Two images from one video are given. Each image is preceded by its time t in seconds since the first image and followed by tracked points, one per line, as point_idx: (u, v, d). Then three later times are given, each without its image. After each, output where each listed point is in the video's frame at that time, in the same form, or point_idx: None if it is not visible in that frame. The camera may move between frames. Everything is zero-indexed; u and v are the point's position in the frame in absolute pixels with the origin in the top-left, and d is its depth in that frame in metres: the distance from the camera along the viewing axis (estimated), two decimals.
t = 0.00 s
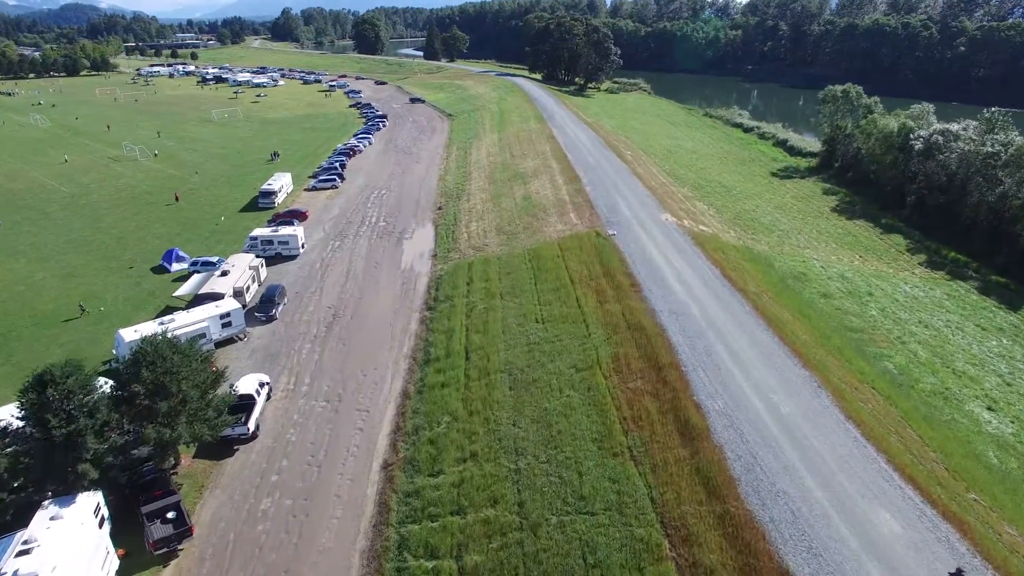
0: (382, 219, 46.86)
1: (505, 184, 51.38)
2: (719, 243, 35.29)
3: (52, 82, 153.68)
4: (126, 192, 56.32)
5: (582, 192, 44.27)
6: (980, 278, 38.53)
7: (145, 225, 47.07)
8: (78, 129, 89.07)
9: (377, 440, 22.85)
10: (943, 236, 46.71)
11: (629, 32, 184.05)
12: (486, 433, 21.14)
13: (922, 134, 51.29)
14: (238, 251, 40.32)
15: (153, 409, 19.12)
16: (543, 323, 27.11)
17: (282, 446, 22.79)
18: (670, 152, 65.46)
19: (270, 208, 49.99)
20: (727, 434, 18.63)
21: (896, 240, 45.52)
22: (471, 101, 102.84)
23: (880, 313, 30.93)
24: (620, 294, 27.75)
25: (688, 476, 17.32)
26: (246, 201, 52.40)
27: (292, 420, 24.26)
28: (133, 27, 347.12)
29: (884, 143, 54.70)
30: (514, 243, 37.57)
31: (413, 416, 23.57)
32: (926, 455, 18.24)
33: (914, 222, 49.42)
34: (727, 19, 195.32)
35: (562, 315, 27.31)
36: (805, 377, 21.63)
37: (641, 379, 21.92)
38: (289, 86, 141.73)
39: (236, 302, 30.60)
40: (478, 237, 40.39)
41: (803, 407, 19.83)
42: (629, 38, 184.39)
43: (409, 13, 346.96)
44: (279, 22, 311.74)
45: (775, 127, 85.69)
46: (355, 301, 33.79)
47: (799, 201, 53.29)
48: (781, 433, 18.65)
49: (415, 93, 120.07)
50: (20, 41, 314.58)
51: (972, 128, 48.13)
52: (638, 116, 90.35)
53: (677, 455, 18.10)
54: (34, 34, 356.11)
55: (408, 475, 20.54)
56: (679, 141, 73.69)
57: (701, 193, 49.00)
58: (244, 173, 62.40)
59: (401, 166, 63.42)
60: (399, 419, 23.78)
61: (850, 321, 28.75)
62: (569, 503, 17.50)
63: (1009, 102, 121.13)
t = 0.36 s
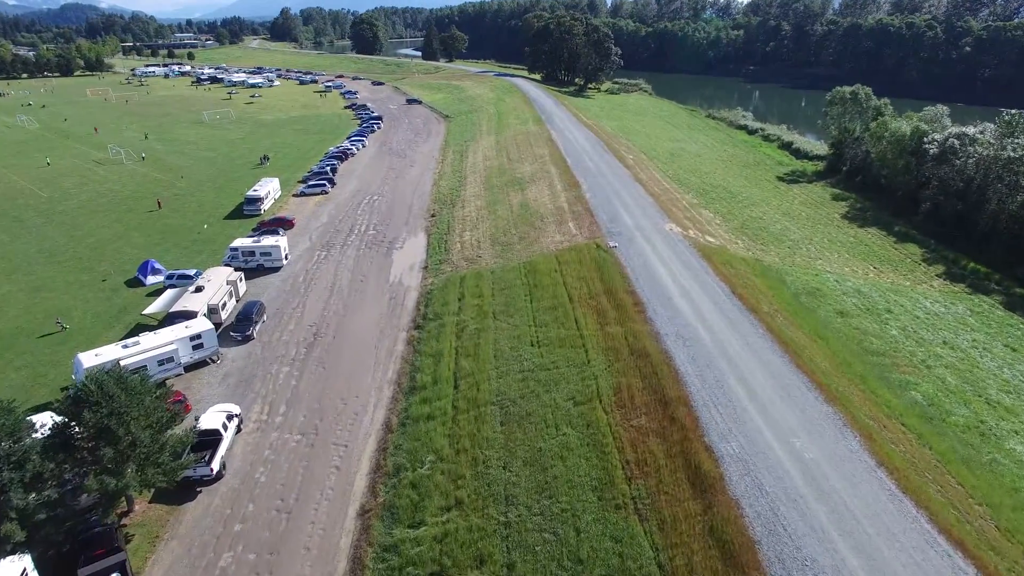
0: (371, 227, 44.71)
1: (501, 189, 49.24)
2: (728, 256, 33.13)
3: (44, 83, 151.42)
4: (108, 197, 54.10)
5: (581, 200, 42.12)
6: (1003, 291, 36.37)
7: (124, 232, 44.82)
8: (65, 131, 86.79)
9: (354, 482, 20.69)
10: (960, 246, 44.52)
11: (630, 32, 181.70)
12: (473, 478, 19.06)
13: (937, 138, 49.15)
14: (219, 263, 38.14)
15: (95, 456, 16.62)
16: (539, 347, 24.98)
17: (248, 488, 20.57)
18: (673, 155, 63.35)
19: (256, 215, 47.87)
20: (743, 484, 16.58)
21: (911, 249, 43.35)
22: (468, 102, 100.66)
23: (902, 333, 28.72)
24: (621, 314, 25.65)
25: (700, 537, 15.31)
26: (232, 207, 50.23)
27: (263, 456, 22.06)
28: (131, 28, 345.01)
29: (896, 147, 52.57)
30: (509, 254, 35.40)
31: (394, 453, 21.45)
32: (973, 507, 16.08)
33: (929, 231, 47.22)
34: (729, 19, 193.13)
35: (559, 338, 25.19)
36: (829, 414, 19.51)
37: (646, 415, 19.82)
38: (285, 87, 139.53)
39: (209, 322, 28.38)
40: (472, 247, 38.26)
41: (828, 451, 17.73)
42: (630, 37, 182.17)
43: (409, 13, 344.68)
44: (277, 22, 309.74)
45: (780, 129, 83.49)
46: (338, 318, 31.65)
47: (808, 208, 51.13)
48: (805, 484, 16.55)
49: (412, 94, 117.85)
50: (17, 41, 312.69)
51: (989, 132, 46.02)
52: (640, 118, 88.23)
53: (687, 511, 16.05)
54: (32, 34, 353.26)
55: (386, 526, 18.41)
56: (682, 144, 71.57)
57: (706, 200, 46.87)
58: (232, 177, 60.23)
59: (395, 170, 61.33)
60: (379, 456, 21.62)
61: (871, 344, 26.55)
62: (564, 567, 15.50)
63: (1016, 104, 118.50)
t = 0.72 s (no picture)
0: (360, 237, 42.57)
1: (497, 196, 47.13)
2: (736, 270, 30.99)
3: (36, 83, 149.24)
4: (88, 203, 51.93)
5: (580, 209, 39.99)
6: None
7: (100, 241, 42.67)
8: (52, 133, 84.64)
9: (327, 533, 18.56)
10: (979, 257, 42.35)
11: (630, 32, 179.57)
12: (458, 533, 16.98)
13: (952, 142, 47.03)
14: (196, 276, 36.00)
15: (20, 517, 14.27)
16: (533, 376, 22.87)
17: (208, 540, 18.42)
18: (675, 159, 61.24)
19: (240, 223, 45.73)
20: (763, 551, 14.53)
21: (927, 260, 41.19)
22: (466, 103, 98.61)
23: (926, 356, 26.55)
24: (623, 340, 23.52)
25: None
26: (216, 215, 48.08)
27: (227, 501, 19.91)
28: (129, 28, 342.88)
29: (908, 151, 50.42)
30: (504, 268, 33.27)
31: (372, 499, 19.33)
32: None
33: (945, 241, 45.06)
34: (730, 19, 190.94)
35: (555, 366, 23.07)
36: (856, 459, 17.43)
37: (651, 460, 17.75)
38: (280, 88, 137.45)
39: (178, 345, 26.22)
40: (464, 259, 36.10)
41: (858, 508, 15.66)
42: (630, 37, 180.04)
43: (408, 13, 342.55)
44: (276, 22, 307.50)
45: (785, 131, 81.36)
46: (320, 338, 29.48)
47: (817, 215, 49.00)
48: (834, 549, 14.53)
49: (409, 95, 115.75)
50: (14, 40, 310.82)
51: (1008, 135, 43.92)
52: (641, 120, 86.17)
53: None
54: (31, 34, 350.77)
55: None
56: (684, 147, 69.46)
57: (711, 208, 44.77)
58: (218, 182, 58.11)
59: (387, 174, 59.25)
60: (355, 503, 19.48)
61: (894, 370, 24.35)
62: None
63: None
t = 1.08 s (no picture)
0: (350, 246, 40.69)
1: (493, 203, 45.24)
2: (746, 285, 29.03)
3: (30, 83, 147.63)
4: (69, 208, 50.12)
5: (579, 217, 38.11)
6: None
7: (78, 251, 40.85)
8: (41, 135, 82.91)
9: None
10: (996, 268, 40.48)
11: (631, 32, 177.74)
12: None
13: (966, 146, 45.18)
14: (175, 289, 34.14)
15: None
16: (527, 407, 20.97)
17: None
18: (678, 164, 59.42)
19: (226, 231, 43.89)
20: None
21: (943, 271, 39.30)
22: (464, 105, 96.78)
23: (951, 381, 24.63)
24: (625, 368, 21.58)
25: None
26: (201, 222, 46.26)
27: (188, 551, 17.99)
28: (127, 27, 341.35)
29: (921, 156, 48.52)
30: (498, 282, 31.34)
31: (348, 550, 17.43)
32: None
33: (960, 251, 43.18)
34: (732, 19, 189.04)
35: (551, 397, 21.14)
36: (888, 512, 15.56)
37: (657, 512, 15.89)
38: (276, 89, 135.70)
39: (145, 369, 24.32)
40: (457, 272, 34.17)
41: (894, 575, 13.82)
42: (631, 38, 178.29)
43: (408, 13, 340.54)
44: (276, 22, 305.81)
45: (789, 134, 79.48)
46: (301, 359, 27.57)
47: (826, 223, 47.11)
48: None
49: (407, 96, 113.89)
50: (13, 40, 309.52)
51: None
52: (642, 122, 84.34)
53: None
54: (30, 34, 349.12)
55: None
56: (688, 150, 67.58)
57: (716, 215, 42.91)
58: (206, 186, 56.29)
59: (381, 179, 57.38)
60: (329, 554, 17.56)
61: (920, 399, 22.43)
62: None
63: None
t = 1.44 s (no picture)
0: (338, 258, 38.66)
1: (489, 212, 43.20)
2: (759, 305, 26.90)
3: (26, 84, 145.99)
4: (50, 216, 48.19)
5: (580, 229, 36.02)
6: None
7: (53, 262, 38.90)
8: (30, 137, 81.16)
9: None
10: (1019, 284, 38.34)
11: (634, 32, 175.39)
12: None
13: (985, 151, 43.03)
14: (152, 305, 32.18)
15: None
16: (520, 449, 18.97)
17: None
18: (683, 169, 57.34)
19: (210, 241, 41.92)
20: None
21: (965, 285, 37.12)
22: (463, 106, 94.73)
23: (987, 416, 22.48)
24: (630, 405, 19.54)
25: None
26: (185, 231, 44.28)
27: None
28: (128, 27, 339.79)
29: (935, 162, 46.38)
30: (493, 301, 29.25)
31: None
32: None
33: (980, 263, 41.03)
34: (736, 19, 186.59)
35: (547, 437, 19.13)
36: None
37: None
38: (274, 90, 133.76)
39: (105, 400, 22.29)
40: (449, 288, 32.09)
41: None
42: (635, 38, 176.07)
43: (410, 13, 338.22)
44: (276, 22, 303.97)
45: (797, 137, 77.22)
46: (280, 386, 25.55)
47: (838, 232, 44.95)
48: None
49: (406, 97, 111.90)
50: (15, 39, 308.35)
51: None
52: (646, 125, 82.27)
53: None
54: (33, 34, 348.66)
55: None
56: (693, 155, 65.41)
57: (724, 225, 40.76)
58: (194, 192, 54.34)
59: (375, 184, 55.36)
60: None
61: (955, 438, 20.28)
62: None
63: None
